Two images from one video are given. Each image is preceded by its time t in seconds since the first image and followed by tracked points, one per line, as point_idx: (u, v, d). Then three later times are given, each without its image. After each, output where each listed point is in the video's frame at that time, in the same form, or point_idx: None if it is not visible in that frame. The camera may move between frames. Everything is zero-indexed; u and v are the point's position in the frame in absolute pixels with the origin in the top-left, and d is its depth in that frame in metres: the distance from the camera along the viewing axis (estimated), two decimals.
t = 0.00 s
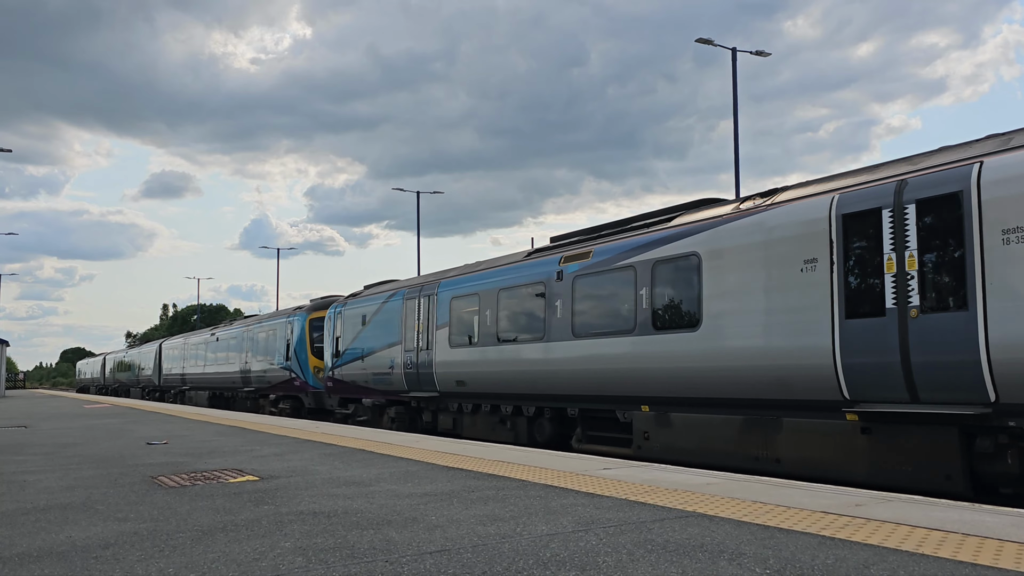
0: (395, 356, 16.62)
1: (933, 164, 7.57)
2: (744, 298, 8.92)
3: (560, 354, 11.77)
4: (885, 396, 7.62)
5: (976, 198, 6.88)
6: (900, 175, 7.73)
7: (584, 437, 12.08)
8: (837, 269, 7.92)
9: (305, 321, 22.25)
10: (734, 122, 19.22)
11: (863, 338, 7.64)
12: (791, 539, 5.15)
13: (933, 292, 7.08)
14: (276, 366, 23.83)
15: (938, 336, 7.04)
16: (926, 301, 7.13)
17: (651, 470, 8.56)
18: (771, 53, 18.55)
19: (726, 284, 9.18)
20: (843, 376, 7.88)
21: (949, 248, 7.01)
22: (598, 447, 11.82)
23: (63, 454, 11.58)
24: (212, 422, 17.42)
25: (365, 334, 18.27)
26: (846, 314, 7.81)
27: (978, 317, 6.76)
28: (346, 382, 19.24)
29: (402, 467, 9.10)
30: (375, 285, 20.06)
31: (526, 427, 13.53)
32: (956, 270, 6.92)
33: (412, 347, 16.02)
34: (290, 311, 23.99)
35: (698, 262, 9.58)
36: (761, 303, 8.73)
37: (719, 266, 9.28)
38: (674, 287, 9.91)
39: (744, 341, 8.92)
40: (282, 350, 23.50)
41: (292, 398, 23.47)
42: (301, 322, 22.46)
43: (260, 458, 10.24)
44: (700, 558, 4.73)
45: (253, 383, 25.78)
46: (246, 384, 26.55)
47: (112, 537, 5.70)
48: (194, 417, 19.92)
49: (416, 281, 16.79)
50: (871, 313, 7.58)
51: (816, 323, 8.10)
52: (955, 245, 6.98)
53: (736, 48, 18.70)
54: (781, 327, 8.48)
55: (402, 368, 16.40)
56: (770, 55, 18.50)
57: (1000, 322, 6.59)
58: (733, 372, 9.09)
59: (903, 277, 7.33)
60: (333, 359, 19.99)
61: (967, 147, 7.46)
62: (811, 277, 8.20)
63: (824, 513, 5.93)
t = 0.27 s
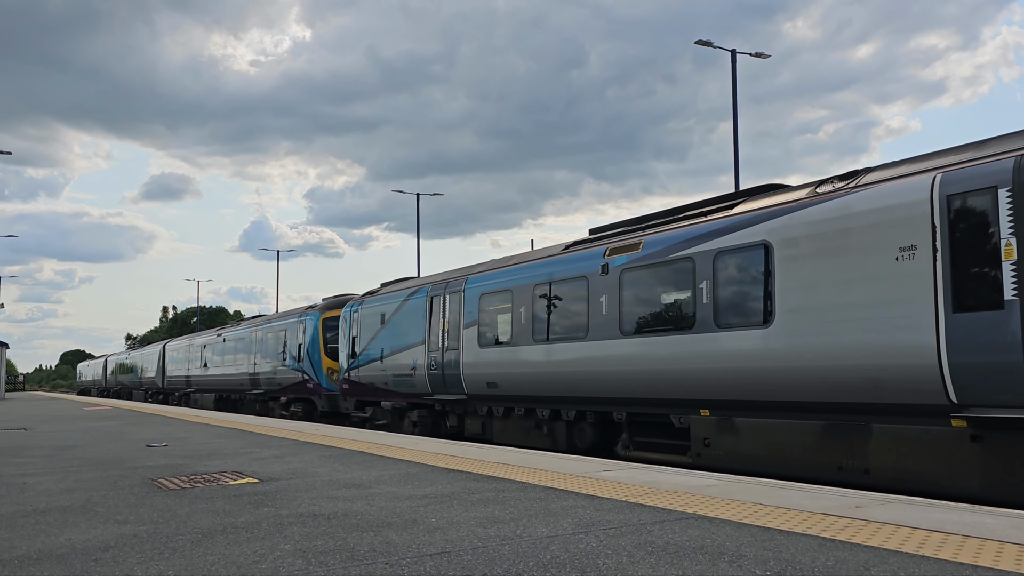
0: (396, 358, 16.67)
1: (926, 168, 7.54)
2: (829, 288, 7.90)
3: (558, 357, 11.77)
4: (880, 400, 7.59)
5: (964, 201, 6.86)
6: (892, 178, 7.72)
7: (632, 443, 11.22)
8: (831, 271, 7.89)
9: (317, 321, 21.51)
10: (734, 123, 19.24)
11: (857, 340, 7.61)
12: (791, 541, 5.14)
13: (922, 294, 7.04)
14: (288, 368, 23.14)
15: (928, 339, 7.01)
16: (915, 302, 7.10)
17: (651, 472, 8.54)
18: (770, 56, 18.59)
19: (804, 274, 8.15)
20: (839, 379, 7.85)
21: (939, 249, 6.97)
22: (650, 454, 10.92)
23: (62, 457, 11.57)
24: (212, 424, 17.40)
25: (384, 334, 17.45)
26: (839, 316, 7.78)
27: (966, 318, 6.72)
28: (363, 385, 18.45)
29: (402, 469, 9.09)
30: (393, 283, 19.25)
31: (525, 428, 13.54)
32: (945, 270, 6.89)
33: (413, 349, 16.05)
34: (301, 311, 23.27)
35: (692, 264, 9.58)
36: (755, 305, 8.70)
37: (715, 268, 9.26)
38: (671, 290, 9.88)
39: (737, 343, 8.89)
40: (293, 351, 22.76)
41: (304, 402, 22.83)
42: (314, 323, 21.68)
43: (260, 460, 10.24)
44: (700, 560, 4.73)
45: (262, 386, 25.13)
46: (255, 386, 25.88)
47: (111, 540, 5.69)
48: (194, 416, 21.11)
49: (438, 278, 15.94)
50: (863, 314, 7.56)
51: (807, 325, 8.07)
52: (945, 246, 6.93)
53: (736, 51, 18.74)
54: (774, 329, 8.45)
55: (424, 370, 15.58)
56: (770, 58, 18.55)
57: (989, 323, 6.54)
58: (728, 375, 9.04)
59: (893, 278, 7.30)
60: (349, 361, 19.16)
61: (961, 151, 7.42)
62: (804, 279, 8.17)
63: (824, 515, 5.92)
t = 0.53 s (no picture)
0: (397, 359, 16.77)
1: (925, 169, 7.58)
2: (883, 285, 7.42)
3: (557, 358, 11.82)
4: (882, 401, 7.61)
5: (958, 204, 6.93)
6: (891, 179, 7.76)
7: (689, 450, 10.24)
8: (834, 274, 7.91)
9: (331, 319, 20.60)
10: (733, 123, 19.24)
11: (859, 342, 7.61)
12: (791, 542, 5.15)
13: (927, 295, 7.05)
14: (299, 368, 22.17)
15: (925, 341, 7.04)
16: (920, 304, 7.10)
17: (651, 474, 8.54)
18: (770, 57, 18.72)
19: (844, 272, 7.79)
20: (840, 381, 7.86)
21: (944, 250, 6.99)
22: (711, 461, 9.94)
23: (63, 458, 11.57)
24: (212, 426, 17.38)
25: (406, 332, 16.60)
26: (843, 318, 7.79)
27: (972, 319, 6.72)
28: (383, 387, 17.60)
29: (401, 471, 9.08)
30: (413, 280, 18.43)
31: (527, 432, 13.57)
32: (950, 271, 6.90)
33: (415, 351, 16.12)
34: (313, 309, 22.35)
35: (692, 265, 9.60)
36: (758, 307, 8.71)
37: (717, 270, 9.29)
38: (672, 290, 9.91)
39: (740, 345, 8.88)
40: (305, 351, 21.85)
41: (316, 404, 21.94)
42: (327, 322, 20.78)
43: (259, 462, 10.23)
44: (700, 561, 4.73)
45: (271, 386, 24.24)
46: (264, 386, 24.97)
47: (111, 542, 5.69)
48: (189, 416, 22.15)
49: (465, 272, 15.11)
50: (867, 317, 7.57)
51: (811, 328, 8.08)
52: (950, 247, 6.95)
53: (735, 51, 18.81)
54: (778, 331, 8.46)
55: (451, 370, 14.72)
56: (768, 59, 18.68)
57: (996, 323, 6.54)
58: (729, 377, 9.03)
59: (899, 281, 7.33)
60: (369, 361, 18.28)
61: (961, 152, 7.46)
62: (808, 282, 8.18)
63: (825, 516, 5.92)
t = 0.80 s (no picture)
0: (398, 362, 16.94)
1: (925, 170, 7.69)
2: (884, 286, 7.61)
3: (559, 360, 11.99)
4: (884, 401, 7.73)
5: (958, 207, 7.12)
6: (892, 180, 7.89)
7: (760, 457, 9.53)
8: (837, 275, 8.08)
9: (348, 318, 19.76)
10: (732, 125, 19.25)
11: (859, 342, 7.80)
12: (791, 543, 5.15)
13: (928, 297, 7.23)
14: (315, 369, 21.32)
15: (923, 341, 7.24)
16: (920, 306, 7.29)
17: (652, 474, 8.53)
18: (768, 57, 18.72)
19: (846, 274, 7.99)
20: (840, 381, 8.02)
21: (946, 253, 7.17)
22: (787, 469, 9.15)
23: (62, 460, 11.54)
24: (212, 428, 17.36)
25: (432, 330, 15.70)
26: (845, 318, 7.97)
27: (971, 321, 6.90)
28: (405, 388, 16.77)
29: (401, 472, 9.08)
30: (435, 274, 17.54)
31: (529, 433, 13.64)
32: (950, 274, 7.10)
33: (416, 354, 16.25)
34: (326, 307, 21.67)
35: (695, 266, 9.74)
36: (761, 308, 8.88)
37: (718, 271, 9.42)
38: (676, 290, 10.03)
39: (743, 346, 9.07)
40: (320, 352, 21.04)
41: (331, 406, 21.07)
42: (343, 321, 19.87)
43: (259, 464, 10.22)
44: (699, 562, 4.73)
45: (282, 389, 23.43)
46: (275, 389, 24.10)
47: (110, 544, 5.67)
48: (189, 416, 23.29)
49: (496, 265, 14.24)
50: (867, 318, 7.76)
51: (813, 328, 8.26)
52: (952, 250, 7.13)
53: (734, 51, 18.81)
54: (779, 332, 8.63)
55: (483, 370, 13.88)
56: (767, 58, 18.69)
57: (994, 325, 6.72)
58: (732, 377, 9.21)
59: (901, 282, 7.50)
60: (389, 361, 17.35)
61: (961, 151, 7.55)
62: (810, 283, 8.35)
63: (824, 516, 5.93)
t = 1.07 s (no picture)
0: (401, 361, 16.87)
1: (927, 171, 7.70)
2: (882, 286, 7.62)
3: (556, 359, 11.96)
4: (883, 402, 7.72)
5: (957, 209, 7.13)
6: (892, 181, 7.90)
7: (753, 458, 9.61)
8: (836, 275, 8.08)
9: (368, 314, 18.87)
10: (733, 125, 19.25)
11: (859, 342, 7.79)
12: (791, 543, 5.15)
13: (930, 297, 7.21)
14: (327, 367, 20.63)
15: (920, 342, 7.25)
16: (922, 305, 7.27)
17: (651, 475, 8.52)
18: (767, 58, 18.77)
19: (844, 274, 7.99)
20: (838, 382, 8.00)
21: (948, 252, 7.16)
22: (883, 480, 8.04)
23: (62, 461, 11.53)
24: (212, 428, 17.36)
25: (462, 326, 14.61)
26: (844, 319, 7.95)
27: (972, 321, 6.88)
28: (431, 389, 15.75)
29: (401, 473, 9.07)
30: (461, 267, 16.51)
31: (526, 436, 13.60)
32: (952, 273, 7.09)
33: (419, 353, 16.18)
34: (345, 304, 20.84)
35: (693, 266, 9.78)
36: (760, 308, 8.87)
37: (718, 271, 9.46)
38: (675, 291, 10.03)
39: (742, 347, 9.07)
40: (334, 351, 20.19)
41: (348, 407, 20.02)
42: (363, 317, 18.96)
43: (259, 464, 10.22)
44: (699, 563, 4.73)
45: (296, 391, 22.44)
46: (288, 390, 23.13)
47: (110, 545, 5.66)
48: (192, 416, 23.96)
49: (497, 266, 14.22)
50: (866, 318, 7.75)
51: (811, 328, 8.26)
52: (954, 249, 7.12)
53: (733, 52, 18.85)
54: (779, 333, 8.63)
55: (519, 369, 12.80)
56: (766, 59, 18.75)
57: (995, 325, 6.70)
58: (731, 378, 9.21)
59: (903, 282, 7.48)
60: (415, 360, 16.32)
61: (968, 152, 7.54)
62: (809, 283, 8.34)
63: (823, 517, 5.93)
